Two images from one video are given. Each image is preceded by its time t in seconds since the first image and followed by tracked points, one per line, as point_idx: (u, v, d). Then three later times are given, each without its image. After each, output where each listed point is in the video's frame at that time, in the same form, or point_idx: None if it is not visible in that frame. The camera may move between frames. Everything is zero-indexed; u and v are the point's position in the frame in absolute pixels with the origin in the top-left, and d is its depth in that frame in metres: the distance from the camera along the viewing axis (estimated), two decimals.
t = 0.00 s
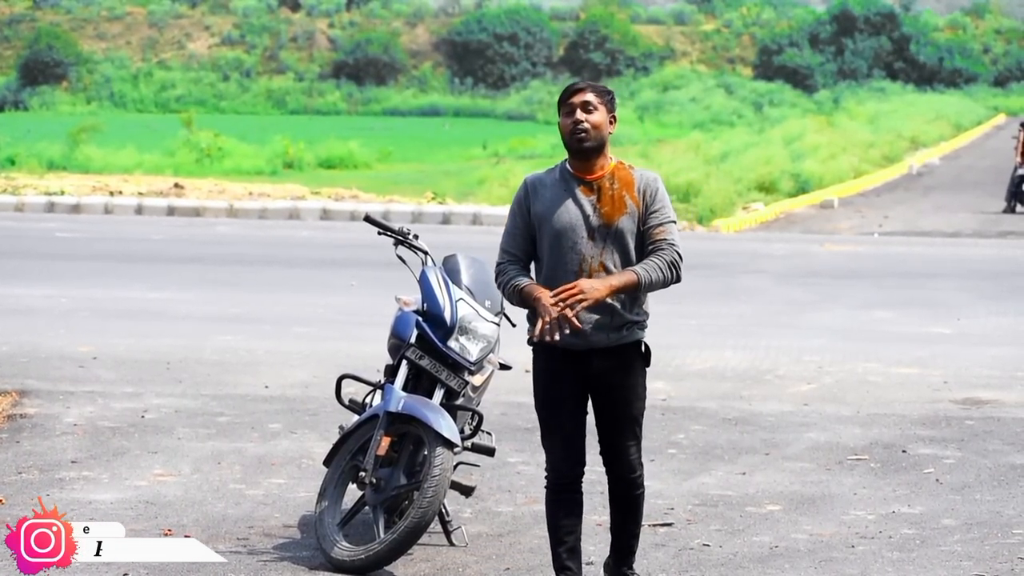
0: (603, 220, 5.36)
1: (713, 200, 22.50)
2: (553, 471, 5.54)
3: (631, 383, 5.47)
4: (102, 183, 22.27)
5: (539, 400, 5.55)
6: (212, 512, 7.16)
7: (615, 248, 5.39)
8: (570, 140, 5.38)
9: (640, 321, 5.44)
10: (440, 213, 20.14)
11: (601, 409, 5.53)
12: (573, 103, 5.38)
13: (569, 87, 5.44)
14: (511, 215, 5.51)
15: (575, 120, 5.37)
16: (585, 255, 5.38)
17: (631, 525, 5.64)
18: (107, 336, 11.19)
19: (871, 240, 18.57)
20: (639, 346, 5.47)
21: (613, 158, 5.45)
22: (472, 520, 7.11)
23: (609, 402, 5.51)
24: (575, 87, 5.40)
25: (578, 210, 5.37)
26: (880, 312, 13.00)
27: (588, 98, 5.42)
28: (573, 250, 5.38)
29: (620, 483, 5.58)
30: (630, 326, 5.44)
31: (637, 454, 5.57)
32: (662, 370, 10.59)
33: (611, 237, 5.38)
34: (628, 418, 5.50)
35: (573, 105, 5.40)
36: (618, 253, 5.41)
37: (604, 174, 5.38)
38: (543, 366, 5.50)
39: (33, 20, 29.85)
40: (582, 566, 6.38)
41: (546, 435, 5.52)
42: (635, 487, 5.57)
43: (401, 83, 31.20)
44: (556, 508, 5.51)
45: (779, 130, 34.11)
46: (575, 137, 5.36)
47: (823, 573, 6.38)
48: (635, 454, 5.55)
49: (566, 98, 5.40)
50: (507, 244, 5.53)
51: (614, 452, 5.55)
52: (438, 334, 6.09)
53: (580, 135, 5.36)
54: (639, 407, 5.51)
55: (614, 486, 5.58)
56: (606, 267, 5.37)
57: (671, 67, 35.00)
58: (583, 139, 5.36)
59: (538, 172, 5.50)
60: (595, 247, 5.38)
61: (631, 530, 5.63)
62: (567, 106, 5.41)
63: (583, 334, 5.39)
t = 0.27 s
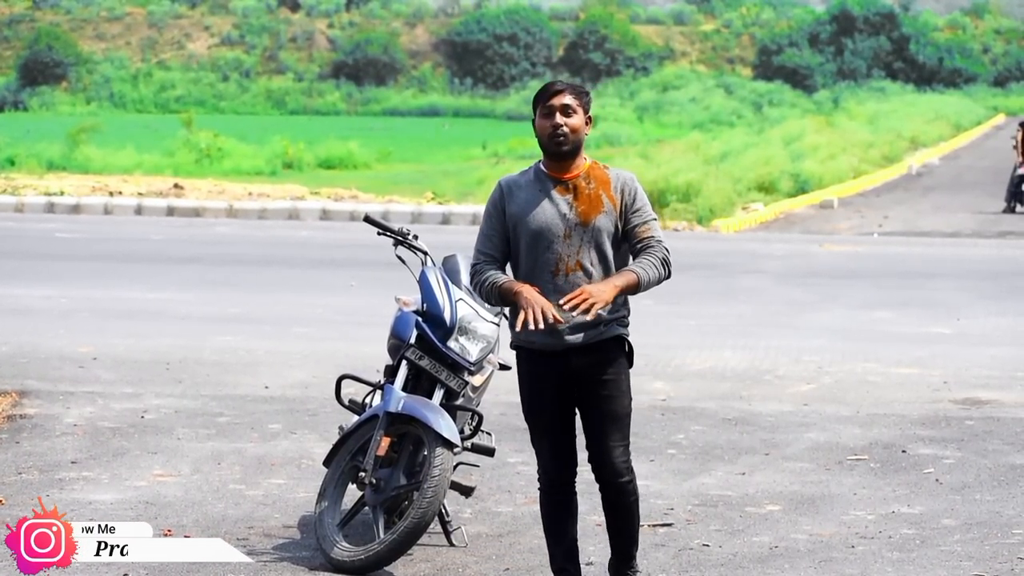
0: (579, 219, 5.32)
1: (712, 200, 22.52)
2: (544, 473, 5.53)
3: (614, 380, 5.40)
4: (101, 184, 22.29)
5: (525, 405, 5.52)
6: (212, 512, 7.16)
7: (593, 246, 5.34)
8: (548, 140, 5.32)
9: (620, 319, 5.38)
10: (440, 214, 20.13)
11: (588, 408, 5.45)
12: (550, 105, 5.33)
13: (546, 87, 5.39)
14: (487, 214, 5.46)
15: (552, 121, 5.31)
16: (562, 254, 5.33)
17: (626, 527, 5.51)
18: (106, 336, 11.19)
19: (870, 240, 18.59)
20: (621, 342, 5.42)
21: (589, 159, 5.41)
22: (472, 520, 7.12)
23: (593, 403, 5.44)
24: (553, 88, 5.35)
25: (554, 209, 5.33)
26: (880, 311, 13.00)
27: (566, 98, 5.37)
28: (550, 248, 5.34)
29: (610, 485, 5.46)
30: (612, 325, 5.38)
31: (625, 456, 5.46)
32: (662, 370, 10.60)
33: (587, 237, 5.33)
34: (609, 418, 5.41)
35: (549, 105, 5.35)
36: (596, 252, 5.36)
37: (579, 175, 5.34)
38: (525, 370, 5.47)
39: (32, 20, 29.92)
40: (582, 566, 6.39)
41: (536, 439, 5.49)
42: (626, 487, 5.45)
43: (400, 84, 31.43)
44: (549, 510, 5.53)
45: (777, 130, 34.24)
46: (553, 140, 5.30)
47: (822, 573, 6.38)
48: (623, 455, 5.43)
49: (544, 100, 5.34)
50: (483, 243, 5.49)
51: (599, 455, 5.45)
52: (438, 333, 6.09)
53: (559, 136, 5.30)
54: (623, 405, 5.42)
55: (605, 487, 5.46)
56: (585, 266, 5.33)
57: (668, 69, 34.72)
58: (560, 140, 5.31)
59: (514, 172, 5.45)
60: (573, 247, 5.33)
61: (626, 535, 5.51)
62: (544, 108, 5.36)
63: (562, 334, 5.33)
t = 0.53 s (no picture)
0: (564, 220, 5.32)
1: (711, 200, 22.53)
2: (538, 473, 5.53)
3: (598, 378, 5.37)
4: (101, 184, 22.31)
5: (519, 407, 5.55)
6: (211, 513, 7.16)
7: (577, 247, 5.34)
8: (534, 142, 5.32)
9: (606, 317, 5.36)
10: (440, 214, 20.11)
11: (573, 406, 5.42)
12: (539, 107, 5.33)
13: (536, 86, 5.37)
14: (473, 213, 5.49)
15: (540, 123, 5.31)
16: (546, 255, 5.34)
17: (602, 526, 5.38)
18: (106, 336, 11.19)
19: (870, 240, 18.60)
20: (609, 343, 5.39)
21: (575, 159, 5.41)
22: (472, 520, 7.12)
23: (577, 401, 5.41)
24: (543, 89, 5.34)
25: (539, 211, 5.34)
26: (880, 312, 13.00)
27: (556, 100, 5.36)
28: (534, 249, 5.35)
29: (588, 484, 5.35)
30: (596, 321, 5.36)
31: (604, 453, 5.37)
32: (662, 370, 10.60)
33: (572, 237, 5.33)
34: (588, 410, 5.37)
35: (538, 106, 5.35)
36: (581, 253, 5.36)
37: (564, 176, 5.34)
38: (515, 370, 5.49)
39: (32, 20, 30.07)
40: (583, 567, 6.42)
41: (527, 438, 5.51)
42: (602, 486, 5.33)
43: (399, 83, 31.82)
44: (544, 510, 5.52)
45: (778, 131, 34.25)
46: (541, 142, 5.30)
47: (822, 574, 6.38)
48: (601, 451, 5.34)
49: (534, 100, 5.34)
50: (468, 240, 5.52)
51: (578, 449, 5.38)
52: (438, 334, 6.08)
53: (547, 138, 5.30)
54: (607, 403, 5.37)
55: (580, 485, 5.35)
56: (569, 266, 5.33)
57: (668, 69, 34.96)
58: (547, 142, 5.31)
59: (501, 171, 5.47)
60: (556, 246, 5.33)
61: (599, 535, 5.37)
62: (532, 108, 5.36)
63: (547, 334, 5.35)
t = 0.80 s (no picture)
0: (550, 222, 5.31)
1: (712, 201, 22.53)
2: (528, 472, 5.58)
3: (574, 384, 5.35)
4: (102, 184, 22.33)
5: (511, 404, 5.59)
6: (212, 513, 7.16)
7: (564, 250, 5.33)
8: (522, 144, 5.32)
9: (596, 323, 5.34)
10: (441, 214, 20.11)
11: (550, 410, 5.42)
12: (527, 109, 5.33)
13: (526, 87, 5.37)
14: (471, 218, 5.54)
15: (527, 124, 5.30)
16: (533, 258, 5.34)
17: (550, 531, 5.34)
18: (107, 337, 11.19)
19: (871, 241, 18.61)
20: (595, 349, 5.37)
21: (566, 158, 5.39)
22: (473, 520, 7.12)
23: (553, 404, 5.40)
24: (531, 91, 5.33)
25: (525, 213, 5.34)
26: (880, 312, 13.01)
27: (545, 100, 5.35)
28: (521, 253, 5.36)
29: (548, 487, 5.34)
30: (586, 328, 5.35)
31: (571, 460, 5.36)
32: (662, 371, 10.60)
33: (558, 240, 5.32)
34: (561, 412, 5.36)
35: (526, 107, 5.33)
36: (568, 256, 5.34)
37: (553, 176, 5.33)
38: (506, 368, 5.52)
39: (32, 20, 30.11)
40: (584, 567, 6.46)
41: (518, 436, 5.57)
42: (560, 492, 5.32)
43: (400, 84, 32.05)
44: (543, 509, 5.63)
45: (779, 132, 34.30)
46: (528, 143, 5.29)
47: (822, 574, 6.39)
48: (565, 458, 5.32)
49: (522, 100, 5.33)
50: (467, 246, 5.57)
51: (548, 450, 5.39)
52: (439, 334, 6.11)
53: (534, 140, 5.29)
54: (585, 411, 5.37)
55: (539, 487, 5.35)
56: (557, 270, 5.32)
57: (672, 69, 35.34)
58: (534, 143, 5.30)
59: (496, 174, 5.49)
60: (543, 251, 5.33)
61: (549, 537, 5.33)
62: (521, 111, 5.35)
63: (531, 339, 5.36)
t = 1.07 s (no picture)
0: (536, 224, 5.30)
1: (713, 200, 22.55)
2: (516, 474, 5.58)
3: (556, 390, 5.33)
4: (102, 184, 22.33)
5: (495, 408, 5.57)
6: (213, 514, 7.16)
7: (546, 254, 5.31)
8: (520, 143, 5.30)
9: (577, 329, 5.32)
10: (441, 215, 20.11)
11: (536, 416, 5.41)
12: (529, 107, 5.29)
13: (534, 84, 5.33)
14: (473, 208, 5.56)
15: (527, 123, 5.28)
16: (517, 258, 5.34)
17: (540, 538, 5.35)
18: (107, 337, 11.19)
19: (872, 241, 18.62)
20: (576, 356, 5.34)
21: (568, 160, 5.35)
22: (473, 520, 7.12)
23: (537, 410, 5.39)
24: (536, 88, 5.30)
25: (515, 213, 5.34)
26: (881, 312, 13.02)
27: (550, 101, 5.31)
28: (506, 252, 5.36)
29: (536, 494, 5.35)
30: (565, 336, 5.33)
31: (558, 465, 5.36)
32: (663, 371, 10.60)
33: (541, 242, 5.30)
34: (546, 420, 5.34)
35: (529, 105, 5.30)
36: (551, 260, 5.32)
37: (547, 177, 5.30)
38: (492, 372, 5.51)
39: (33, 20, 30.07)
40: (585, 567, 6.45)
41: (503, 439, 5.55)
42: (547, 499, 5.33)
43: (401, 84, 31.86)
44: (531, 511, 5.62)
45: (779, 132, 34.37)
46: (526, 142, 5.27)
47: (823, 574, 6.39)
48: (553, 465, 5.33)
49: (525, 99, 5.30)
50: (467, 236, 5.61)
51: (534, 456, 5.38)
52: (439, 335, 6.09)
53: (530, 141, 5.27)
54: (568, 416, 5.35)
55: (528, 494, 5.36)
56: (536, 273, 5.31)
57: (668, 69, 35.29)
58: (530, 144, 5.27)
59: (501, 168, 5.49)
60: (525, 252, 5.32)
61: (538, 543, 5.34)
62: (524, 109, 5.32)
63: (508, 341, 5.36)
